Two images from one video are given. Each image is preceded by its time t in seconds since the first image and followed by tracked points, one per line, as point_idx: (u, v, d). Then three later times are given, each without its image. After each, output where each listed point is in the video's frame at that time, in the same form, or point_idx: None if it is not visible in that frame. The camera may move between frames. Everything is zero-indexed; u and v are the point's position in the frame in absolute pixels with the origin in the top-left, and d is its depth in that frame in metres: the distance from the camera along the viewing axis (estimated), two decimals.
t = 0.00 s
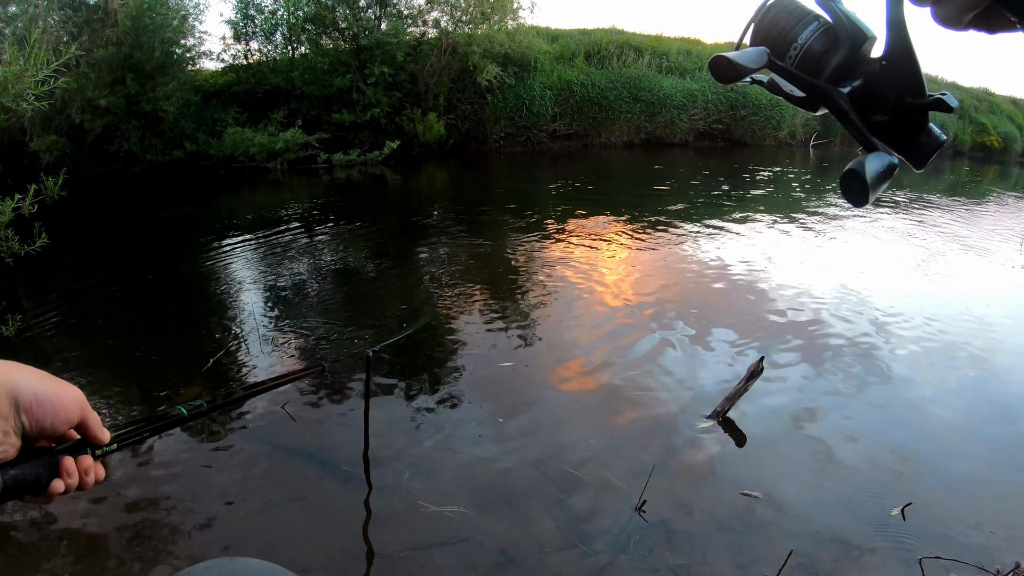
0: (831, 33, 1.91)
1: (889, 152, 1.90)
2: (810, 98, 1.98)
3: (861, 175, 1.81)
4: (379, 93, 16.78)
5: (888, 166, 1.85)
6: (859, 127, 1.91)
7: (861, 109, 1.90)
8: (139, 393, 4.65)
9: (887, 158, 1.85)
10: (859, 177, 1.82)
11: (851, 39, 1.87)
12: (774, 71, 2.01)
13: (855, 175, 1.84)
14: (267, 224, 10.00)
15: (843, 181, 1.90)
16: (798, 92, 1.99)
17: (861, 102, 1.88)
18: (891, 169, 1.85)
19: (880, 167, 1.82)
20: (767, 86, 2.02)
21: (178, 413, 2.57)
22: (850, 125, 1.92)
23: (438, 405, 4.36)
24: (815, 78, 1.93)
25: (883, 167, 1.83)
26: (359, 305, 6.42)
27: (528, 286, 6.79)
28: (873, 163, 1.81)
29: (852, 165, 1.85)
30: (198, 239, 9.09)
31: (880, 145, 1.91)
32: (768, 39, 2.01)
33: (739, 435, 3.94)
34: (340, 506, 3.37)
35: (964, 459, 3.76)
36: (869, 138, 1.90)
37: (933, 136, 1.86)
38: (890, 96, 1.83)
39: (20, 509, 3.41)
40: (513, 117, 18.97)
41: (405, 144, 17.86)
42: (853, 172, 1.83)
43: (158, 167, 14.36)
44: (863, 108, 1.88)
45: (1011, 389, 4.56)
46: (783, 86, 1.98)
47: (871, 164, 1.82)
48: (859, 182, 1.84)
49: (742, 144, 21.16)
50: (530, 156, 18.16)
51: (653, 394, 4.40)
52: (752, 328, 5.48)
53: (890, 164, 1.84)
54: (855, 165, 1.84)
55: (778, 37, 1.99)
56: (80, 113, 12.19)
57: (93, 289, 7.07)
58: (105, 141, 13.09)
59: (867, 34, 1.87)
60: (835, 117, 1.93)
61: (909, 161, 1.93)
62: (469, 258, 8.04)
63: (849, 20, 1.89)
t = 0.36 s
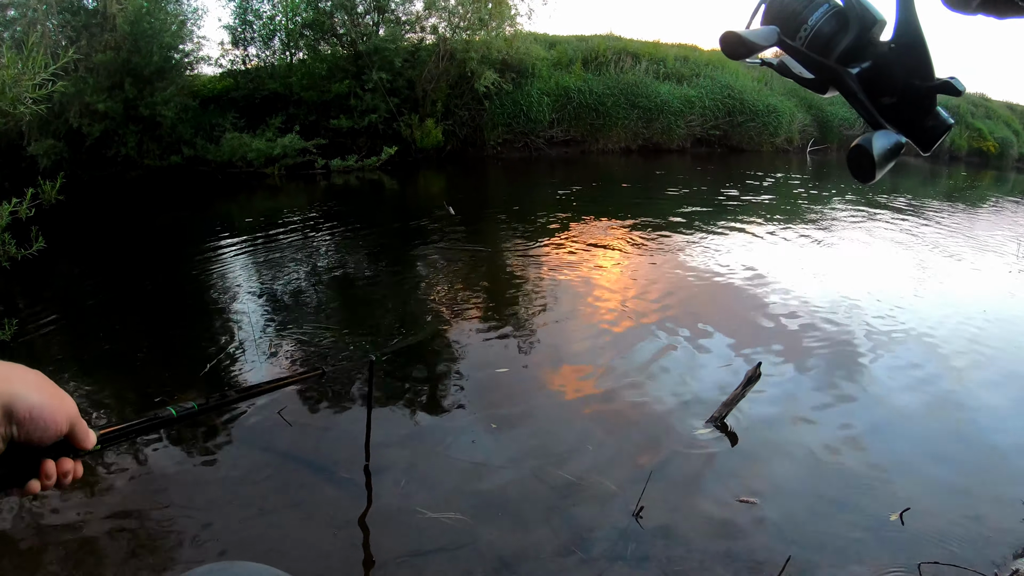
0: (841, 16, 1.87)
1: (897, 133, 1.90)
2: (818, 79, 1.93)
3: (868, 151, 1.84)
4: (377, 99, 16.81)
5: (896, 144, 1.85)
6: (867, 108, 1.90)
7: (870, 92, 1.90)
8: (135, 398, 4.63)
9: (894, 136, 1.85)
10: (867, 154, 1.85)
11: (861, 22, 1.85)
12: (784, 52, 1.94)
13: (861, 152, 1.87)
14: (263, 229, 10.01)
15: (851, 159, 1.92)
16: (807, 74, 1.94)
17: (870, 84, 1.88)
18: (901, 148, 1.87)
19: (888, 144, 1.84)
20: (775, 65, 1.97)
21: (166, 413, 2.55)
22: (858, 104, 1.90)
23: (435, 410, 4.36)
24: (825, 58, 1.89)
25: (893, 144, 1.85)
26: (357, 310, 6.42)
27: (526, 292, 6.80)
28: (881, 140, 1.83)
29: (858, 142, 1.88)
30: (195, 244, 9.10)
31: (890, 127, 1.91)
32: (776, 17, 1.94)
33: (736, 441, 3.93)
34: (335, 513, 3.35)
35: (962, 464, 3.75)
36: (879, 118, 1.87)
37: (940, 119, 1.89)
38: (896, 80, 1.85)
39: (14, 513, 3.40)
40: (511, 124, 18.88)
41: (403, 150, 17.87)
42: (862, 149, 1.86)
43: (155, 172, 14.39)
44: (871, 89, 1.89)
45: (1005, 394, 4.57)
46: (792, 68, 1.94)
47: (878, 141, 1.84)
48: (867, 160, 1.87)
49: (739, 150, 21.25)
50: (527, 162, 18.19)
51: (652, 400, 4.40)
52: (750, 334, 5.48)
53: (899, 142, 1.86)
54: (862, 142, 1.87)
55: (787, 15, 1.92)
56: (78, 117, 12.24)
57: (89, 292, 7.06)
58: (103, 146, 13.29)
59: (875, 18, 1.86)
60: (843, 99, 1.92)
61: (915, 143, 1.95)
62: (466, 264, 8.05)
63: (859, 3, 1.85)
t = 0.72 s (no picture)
0: None
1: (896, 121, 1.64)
2: (810, 65, 1.67)
3: (869, 141, 1.60)
4: (375, 99, 16.80)
5: (899, 133, 1.62)
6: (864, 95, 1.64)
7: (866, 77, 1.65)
8: (133, 398, 4.64)
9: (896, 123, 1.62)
10: (868, 146, 1.61)
11: None
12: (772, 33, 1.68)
13: (862, 142, 1.62)
14: (261, 229, 10.03)
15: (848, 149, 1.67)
16: (797, 59, 1.68)
17: (866, 70, 1.62)
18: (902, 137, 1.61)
19: (891, 131, 1.60)
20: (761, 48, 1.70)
21: (163, 406, 2.44)
22: (853, 91, 1.66)
23: (434, 409, 4.37)
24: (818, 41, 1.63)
25: (895, 131, 1.61)
26: (356, 310, 6.43)
27: (524, 291, 6.82)
28: (883, 130, 1.59)
29: (858, 131, 1.63)
30: (193, 244, 9.11)
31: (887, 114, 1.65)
32: None
33: (734, 439, 3.94)
34: (334, 512, 3.35)
35: (959, 462, 3.78)
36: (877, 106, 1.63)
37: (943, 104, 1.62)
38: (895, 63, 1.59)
39: (13, 513, 3.40)
40: (508, 123, 18.90)
41: (400, 149, 17.89)
42: (863, 138, 1.61)
43: (153, 172, 14.39)
44: (867, 74, 1.62)
45: (1001, 392, 4.60)
46: (782, 53, 1.68)
47: (879, 128, 1.60)
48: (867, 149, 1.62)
49: (736, 149, 21.31)
50: (525, 161, 18.21)
51: (650, 398, 4.41)
52: (747, 332, 5.50)
53: (900, 131, 1.61)
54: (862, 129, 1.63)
55: None
56: (75, 118, 12.25)
57: (87, 293, 7.08)
58: (100, 146, 13.31)
59: None
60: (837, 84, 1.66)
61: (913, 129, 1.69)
62: (464, 263, 8.07)
63: None
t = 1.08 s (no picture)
0: None
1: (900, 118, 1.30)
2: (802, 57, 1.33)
3: (875, 134, 1.22)
4: (374, 97, 16.77)
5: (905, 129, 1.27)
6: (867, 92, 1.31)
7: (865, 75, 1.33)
8: (135, 397, 4.65)
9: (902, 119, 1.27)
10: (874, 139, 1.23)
11: None
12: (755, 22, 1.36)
13: (865, 136, 1.25)
14: (261, 227, 10.04)
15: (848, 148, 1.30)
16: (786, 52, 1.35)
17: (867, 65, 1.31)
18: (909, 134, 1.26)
19: (899, 125, 1.24)
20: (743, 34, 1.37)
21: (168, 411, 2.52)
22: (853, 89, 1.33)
23: (435, 406, 4.38)
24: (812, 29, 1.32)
25: (901, 127, 1.26)
26: (356, 308, 6.43)
27: (524, 288, 6.82)
28: (889, 121, 1.23)
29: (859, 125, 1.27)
30: (193, 242, 9.11)
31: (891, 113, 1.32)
32: None
33: (734, 435, 3.95)
34: (335, 509, 3.36)
35: (958, 457, 3.79)
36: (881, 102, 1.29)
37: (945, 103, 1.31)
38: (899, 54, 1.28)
39: (16, 510, 3.41)
40: (507, 121, 18.86)
41: (400, 147, 17.88)
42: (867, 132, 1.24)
43: (153, 171, 14.37)
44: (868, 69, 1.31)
45: (1000, 388, 4.60)
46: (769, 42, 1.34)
47: (886, 120, 1.24)
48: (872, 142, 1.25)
49: (736, 145, 21.29)
50: (525, 159, 18.20)
51: (651, 395, 4.41)
52: (747, 329, 5.50)
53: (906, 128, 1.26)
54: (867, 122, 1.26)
55: None
56: (75, 117, 12.25)
57: (88, 292, 7.08)
58: (99, 145, 13.30)
59: None
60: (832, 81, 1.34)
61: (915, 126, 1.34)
62: (464, 261, 8.07)
63: None
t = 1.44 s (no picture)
0: None
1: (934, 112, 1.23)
2: (834, 45, 1.23)
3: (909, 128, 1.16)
4: (373, 99, 16.78)
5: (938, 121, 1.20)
6: (902, 83, 1.21)
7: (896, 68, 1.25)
8: (134, 401, 4.64)
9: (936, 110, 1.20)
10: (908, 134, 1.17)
11: None
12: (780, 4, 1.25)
13: (899, 127, 1.19)
14: (260, 231, 10.03)
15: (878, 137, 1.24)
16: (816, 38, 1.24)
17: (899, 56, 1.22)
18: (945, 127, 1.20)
19: (934, 117, 1.17)
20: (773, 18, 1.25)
21: (193, 405, 2.31)
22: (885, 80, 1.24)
23: (436, 409, 4.37)
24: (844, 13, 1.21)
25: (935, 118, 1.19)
26: (356, 311, 6.42)
27: (525, 290, 6.81)
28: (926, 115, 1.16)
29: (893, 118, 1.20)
30: (192, 246, 9.11)
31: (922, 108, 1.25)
32: None
33: (735, 437, 3.94)
34: (334, 513, 3.36)
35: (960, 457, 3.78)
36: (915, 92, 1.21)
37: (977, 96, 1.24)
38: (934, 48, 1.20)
39: (14, 516, 3.41)
40: (506, 122, 18.85)
41: (399, 149, 17.88)
42: (903, 125, 1.18)
43: (152, 175, 14.36)
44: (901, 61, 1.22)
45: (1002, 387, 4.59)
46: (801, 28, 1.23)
47: (919, 111, 1.17)
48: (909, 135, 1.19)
49: (735, 145, 21.30)
50: (523, 160, 18.20)
51: (653, 397, 4.40)
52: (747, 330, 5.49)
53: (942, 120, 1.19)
54: (897, 113, 1.20)
55: None
56: (74, 122, 12.26)
57: (86, 297, 7.07)
58: (98, 150, 13.31)
59: None
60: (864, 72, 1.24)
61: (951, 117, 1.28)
62: (464, 263, 8.06)
63: None
